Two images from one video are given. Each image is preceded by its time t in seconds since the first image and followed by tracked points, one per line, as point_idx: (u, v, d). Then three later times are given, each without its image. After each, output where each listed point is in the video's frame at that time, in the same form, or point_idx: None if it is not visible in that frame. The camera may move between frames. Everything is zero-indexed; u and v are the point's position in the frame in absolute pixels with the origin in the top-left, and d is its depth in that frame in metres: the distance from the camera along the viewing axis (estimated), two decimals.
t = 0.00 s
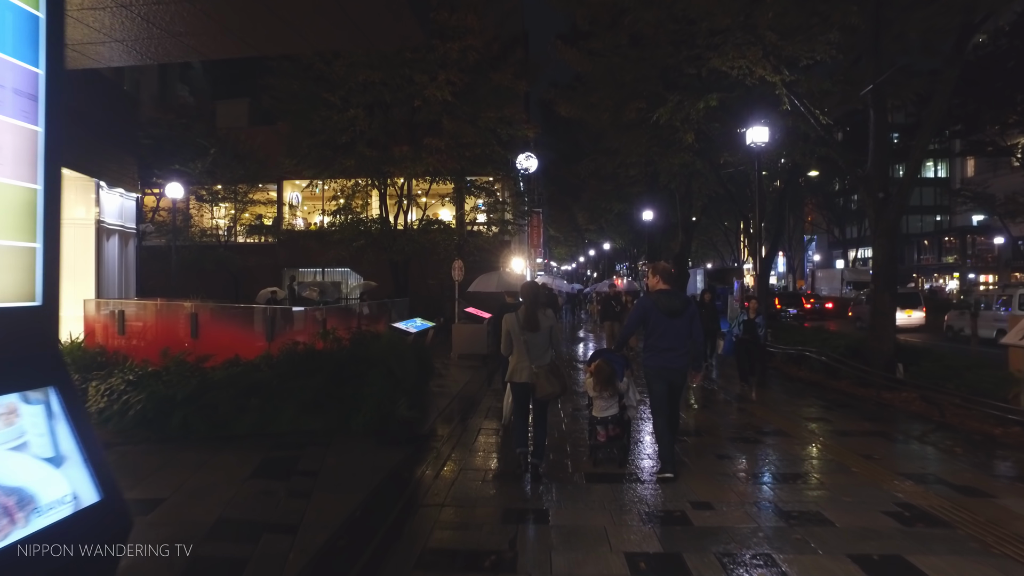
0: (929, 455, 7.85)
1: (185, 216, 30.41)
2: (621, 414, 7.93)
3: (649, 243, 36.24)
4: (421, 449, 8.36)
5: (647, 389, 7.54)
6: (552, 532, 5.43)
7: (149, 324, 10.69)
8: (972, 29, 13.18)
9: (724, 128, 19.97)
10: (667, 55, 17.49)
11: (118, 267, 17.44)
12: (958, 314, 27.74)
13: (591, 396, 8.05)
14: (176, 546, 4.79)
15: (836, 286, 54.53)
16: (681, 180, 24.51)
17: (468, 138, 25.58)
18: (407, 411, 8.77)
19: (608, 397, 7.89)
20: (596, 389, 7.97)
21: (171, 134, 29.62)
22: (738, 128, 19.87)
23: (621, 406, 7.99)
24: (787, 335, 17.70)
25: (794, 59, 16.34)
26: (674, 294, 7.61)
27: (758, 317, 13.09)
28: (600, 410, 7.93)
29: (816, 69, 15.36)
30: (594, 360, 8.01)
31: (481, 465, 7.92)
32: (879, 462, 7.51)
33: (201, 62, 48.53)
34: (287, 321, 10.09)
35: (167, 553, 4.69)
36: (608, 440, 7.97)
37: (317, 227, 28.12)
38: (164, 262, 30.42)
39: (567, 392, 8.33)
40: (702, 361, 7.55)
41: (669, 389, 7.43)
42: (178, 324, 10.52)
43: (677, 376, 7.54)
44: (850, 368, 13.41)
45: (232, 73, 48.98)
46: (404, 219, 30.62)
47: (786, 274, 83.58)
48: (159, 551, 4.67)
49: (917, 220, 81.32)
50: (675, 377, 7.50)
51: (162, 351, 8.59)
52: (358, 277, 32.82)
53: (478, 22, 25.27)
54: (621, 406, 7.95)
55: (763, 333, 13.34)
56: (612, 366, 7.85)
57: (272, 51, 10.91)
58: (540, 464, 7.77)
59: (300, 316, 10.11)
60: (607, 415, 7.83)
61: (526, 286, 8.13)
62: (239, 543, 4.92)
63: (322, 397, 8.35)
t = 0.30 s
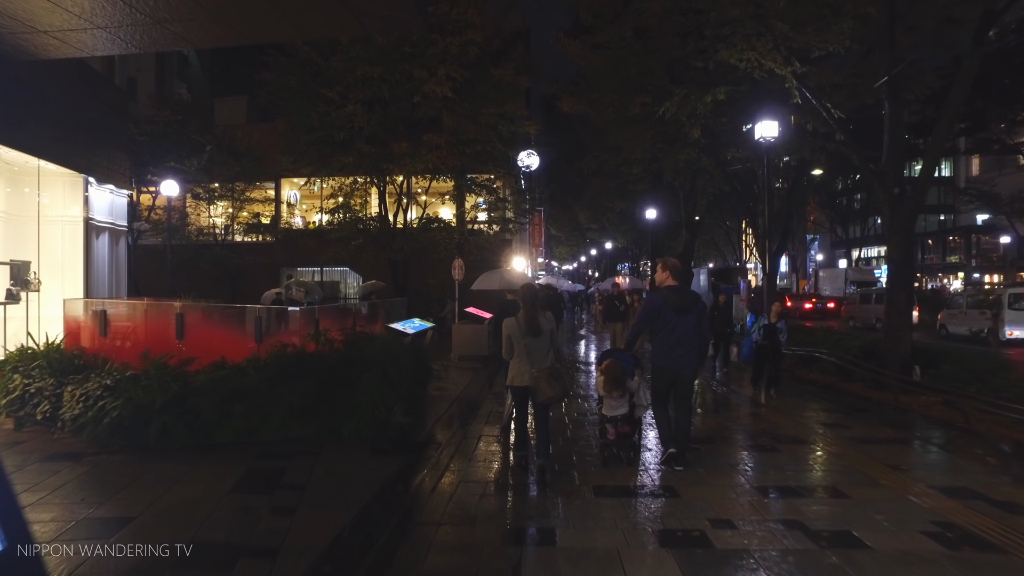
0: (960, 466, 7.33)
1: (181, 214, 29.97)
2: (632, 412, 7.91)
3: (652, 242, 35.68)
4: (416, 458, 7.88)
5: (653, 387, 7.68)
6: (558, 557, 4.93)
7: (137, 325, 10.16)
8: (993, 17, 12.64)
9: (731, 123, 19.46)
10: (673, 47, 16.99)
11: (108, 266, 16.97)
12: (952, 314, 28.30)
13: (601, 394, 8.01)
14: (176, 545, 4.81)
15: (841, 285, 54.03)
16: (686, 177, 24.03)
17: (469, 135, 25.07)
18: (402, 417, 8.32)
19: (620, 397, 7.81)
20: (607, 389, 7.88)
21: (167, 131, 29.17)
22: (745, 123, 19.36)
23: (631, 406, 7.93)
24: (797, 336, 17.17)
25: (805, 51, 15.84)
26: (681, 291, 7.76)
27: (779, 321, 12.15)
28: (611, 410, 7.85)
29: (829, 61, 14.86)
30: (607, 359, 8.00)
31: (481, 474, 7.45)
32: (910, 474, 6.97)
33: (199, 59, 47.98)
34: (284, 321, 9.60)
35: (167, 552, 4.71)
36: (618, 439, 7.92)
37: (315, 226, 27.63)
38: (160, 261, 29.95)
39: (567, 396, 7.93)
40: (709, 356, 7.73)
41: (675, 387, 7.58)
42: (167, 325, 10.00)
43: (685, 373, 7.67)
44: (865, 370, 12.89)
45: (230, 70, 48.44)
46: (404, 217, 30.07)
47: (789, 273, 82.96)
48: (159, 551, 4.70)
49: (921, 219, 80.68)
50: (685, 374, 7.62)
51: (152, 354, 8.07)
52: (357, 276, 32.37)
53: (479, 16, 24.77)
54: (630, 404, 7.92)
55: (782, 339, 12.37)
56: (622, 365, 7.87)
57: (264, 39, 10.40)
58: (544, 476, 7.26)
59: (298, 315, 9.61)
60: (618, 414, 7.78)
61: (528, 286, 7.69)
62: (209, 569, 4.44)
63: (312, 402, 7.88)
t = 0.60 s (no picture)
0: (999, 479, 6.84)
1: (178, 213, 29.48)
2: (647, 412, 8.00)
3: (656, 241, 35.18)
4: (416, 468, 7.39)
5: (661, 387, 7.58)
6: None
7: (127, 326, 9.72)
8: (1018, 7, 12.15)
9: (739, 119, 18.98)
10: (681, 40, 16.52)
11: (103, 267, 16.60)
12: (947, 314, 28.71)
13: (616, 395, 8.07)
14: (176, 546, 4.83)
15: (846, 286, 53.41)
16: (693, 175, 23.52)
17: (471, 132, 24.60)
18: (401, 424, 7.82)
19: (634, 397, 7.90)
20: (621, 388, 7.99)
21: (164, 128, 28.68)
22: (754, 118, 18.89)
23: (644, 404, 8.00)
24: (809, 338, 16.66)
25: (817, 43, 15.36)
26: (690, 295, 7.65)
27: (804, 322, 11.93)
28: (625, 409, 7.98)
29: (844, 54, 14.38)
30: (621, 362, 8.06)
31: (485, 486, 6.94)
32: (950, 489, 6.44)
33: (198, 57, 47.53)
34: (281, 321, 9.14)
35: (167, 552, 4.73)
36: (631, 437, 8.01)
37: (314, 225, 27.14)
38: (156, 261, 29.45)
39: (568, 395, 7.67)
40: (718, 360, 7.61)
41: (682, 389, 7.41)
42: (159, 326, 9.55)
43: (693, 377, 7.54)
44: (884, 374, 12.41)
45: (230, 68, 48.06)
46: (404, 216, 29.55)
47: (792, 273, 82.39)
48: (159, 551, 4.72)
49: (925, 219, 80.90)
50: (692, 378, 7.49)
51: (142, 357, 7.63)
52: (357, 277, 31.86)
53: (481, 11, 24.30)
54: (645, 404, 8.03)
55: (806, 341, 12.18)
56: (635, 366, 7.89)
57: (259, 28, 9.92)
58: (553, 489, 6.74)
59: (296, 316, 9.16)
60: (632, 414, 7.88)
61: (532, 283, 7.31)
62: None
63: (305, 408, 7.40)
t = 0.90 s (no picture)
0: None
1: (174, 211, 28.96)
2: (662, 410, 8.03)
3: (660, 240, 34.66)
4: (417, 481, 6.90)
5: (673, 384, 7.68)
6: None
7: (118, 327, 9.18)
8: None
9: (748, 113, 18.48)
10: (689, 31, 16.05)
11: (93, 265, 16.11)
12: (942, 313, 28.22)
13: (633, 392, 8.18)
14: (176, 545, 4.83)
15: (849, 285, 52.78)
16: (699, 173, 22.99)
17: (472, 128, 24.13)
18: (400, 432, 7.33)
19: (650, 395, 7.94)
20: (638, 387, 8.03)
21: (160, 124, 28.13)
22: (763, 113, 18.41)
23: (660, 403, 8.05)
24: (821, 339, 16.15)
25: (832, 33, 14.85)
26: (697, 291, 7.68)
27: (836, 325, 10.51)
28: (643, 408, 8.04)
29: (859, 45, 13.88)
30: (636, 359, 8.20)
31: (492, 499, 6.46)
32: (997, 506, 5.91)
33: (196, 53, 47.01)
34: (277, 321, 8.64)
35: (167, 552, 4.74)
36: (648, 436, 8.09)
37: (312, 224, 26.61)
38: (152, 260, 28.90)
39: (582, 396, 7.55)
40: (727, 355, 7.63)
41: (695, 385, 7.47)
42: (150, 327, 9.01)
43: (703, 372, 7.58)
44: (902, 377, 11.93)
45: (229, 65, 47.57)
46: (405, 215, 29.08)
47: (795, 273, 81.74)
48: (159, 551, 4.73)
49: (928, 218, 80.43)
50: (702, 374, 7.53)
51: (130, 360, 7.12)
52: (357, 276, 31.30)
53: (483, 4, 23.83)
54: (662, 402, 8.09)
55: (838, 345, 10.75)
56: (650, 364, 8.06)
57: (252, 15, 9.43)
58: (564, 504, 6.24)
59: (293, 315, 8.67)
60: (650, 412, 7.95)
61: (545, 282, 7.35)
62: None
63: (297, 416, 6.91)
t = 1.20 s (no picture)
0: None
1: (171, 209, 28.47)
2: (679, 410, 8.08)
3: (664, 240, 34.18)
4: (417, 495, 6.39)
5: (689, 385, 7.57)
6: None
7: (108, 329, 8.66)
8: None
9: (758, 108, 18.02)
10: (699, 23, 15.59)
11: (84, 263, 15.62)
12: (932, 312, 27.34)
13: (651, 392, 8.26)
14: (176, 545, 4.77)
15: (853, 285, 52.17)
16: (706, 170, 22.49)
17: (474, 125, 23.67)
18: (400, 441, 6.83)
19: (666, 396, 7.97)
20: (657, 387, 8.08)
21: (157, 121, 27.66)
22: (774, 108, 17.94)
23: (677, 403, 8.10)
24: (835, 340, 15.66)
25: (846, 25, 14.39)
26: (710, 293, 7.56)
27: (874, 329, 9.36)
28: (660, 408, 8.11)
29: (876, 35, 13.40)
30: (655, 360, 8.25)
31: (499, 515, 5.96)
32: None
33: (194, 50, 46.51)
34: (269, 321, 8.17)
35: (167, 552, 4.67)
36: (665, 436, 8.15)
37: (311, 223, 26.12)
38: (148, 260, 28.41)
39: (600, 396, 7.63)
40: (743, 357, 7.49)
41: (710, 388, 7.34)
42: (141, 328, 8.50)
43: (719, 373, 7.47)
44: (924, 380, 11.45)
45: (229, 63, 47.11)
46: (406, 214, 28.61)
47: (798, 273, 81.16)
48: (159, 551, 4.67)
49: (933, 218, 79.82)
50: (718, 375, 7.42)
51: (108, 365, 6.62)
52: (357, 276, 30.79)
53: None
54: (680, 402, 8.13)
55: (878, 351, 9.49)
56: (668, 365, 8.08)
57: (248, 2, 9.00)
58: (577, 520, 5.78)
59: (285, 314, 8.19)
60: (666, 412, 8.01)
61: (557, 284, 7.46)
62: None
63: (289, 424, 6.41)
